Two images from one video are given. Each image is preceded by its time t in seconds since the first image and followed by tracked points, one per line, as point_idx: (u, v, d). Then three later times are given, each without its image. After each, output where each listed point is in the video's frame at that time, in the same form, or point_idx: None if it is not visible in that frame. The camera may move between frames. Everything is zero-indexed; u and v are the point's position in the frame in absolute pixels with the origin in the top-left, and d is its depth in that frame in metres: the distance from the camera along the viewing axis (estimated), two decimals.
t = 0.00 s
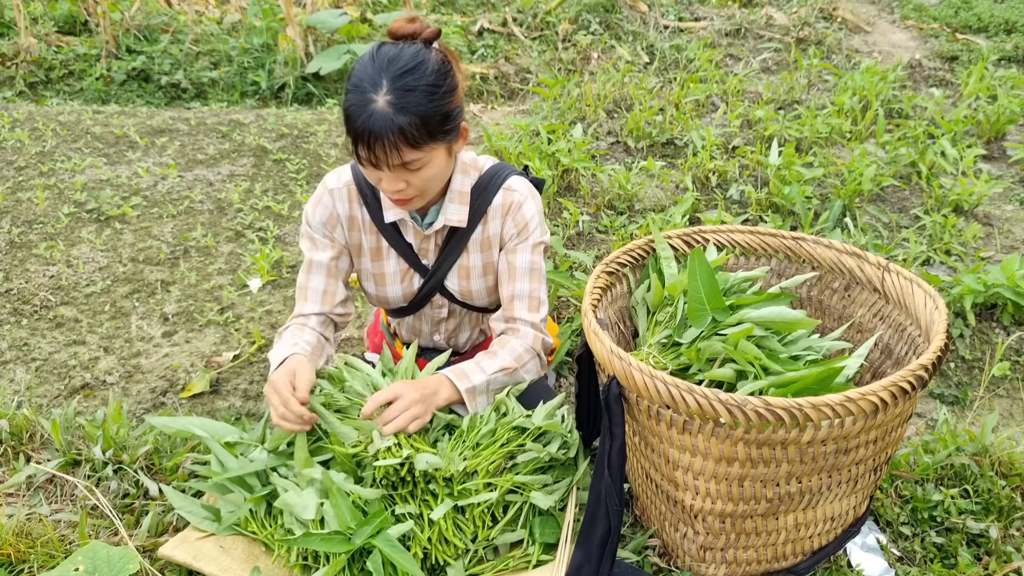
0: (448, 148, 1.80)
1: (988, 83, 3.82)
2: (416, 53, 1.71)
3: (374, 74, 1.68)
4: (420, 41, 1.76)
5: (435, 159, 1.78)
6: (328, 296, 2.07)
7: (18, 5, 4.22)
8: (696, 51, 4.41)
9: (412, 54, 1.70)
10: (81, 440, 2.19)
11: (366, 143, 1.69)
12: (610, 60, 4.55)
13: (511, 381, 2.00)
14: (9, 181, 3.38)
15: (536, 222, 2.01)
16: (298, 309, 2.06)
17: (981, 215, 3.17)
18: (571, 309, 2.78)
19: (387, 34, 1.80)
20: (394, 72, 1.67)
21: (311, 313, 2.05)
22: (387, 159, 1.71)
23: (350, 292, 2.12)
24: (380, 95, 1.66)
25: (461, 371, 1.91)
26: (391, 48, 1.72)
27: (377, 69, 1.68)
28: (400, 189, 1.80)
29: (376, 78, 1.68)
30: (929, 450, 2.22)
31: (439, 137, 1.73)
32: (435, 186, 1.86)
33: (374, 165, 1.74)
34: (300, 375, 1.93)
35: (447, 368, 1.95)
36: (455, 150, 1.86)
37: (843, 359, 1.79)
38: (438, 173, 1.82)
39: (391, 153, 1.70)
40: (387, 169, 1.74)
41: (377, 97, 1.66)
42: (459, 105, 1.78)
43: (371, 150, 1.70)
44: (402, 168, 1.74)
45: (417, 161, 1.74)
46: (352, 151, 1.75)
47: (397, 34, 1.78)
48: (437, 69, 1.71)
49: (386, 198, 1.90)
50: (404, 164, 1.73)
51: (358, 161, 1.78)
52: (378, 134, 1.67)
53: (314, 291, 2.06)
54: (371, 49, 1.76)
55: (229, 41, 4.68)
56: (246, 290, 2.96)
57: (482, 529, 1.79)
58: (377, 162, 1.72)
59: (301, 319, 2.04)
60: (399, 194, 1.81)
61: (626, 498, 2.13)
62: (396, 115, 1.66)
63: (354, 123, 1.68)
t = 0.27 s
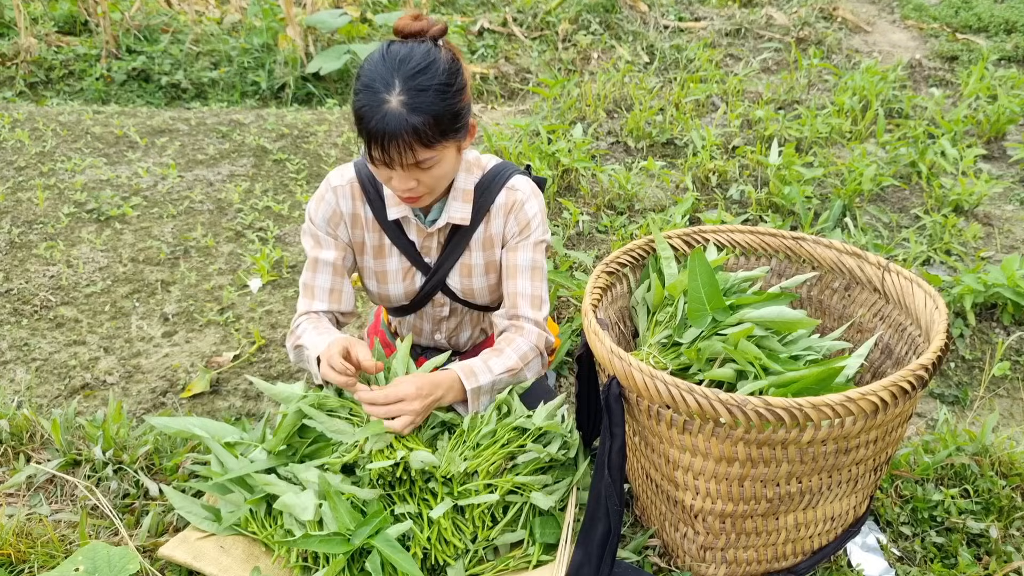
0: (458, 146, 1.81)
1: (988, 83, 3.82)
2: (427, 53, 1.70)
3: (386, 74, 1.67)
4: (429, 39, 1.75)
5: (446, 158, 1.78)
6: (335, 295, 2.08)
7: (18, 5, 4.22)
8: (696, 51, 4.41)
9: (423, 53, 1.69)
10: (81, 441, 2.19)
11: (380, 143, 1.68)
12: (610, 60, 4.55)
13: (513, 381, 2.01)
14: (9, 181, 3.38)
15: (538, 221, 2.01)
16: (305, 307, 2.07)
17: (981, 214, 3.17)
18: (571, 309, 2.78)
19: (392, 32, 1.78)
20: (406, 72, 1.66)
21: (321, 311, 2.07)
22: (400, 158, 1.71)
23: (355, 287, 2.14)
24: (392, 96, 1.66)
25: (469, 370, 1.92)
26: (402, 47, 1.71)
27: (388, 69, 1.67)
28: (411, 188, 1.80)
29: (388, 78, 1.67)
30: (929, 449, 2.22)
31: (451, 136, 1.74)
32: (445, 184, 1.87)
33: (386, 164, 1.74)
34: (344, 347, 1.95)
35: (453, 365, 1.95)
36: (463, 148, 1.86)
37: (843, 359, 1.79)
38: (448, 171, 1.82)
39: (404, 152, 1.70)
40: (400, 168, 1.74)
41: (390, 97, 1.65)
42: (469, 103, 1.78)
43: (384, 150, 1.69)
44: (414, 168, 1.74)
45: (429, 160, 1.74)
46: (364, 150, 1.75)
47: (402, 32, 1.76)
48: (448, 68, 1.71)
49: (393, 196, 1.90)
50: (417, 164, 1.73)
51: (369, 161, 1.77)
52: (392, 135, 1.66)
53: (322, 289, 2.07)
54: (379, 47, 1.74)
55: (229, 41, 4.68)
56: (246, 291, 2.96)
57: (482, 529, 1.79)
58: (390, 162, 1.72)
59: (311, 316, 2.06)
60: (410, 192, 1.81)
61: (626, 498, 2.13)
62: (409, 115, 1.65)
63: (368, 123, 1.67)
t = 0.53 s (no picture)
0: (463, 147, 1.80)
1: (988, 83, 3.82)
2: (432, 54, 1.69)
3: (392, 77, 1.66)
4: (433, 40, 1.73)
5: (451, 158, 1.78)
6: (340, 294, 2.08)
7: (18, 5, 4.22)
8: (696, 51, 4.40)
9: (429, 56, 1.68)
10: (81, 441, 2.19)
11: (387, 147, 1.68)
12: (610, 60, 4.55)
13: (528, 368, 1.96)
14: (9, 181, 3.38)
15: (537, 214, 2.00)
16: (311, 307, 2.06)
17: (981, 214, 3.17)
18: (571, 309, 2.78)
19: (393, 32, 1.77)
20: (413, 75, 1.65)
21: (327, 310, 2.07)
22: (408, 161, 1.71)
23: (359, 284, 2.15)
24: (399, 100, 1.65)
25: (479, 355, 1.88)
26: (407, 49, 1.69)
27: (394, 72, 1.66)
28: (418, 189, 1.80)
29: (394, 82, 1.66)
30: (929, 449, 2.21)
31: (457, 138, 1.73)
32: (450, 182, 1.87)
33: (393, 167, 1.73)
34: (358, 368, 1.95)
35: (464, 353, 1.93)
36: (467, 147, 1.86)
37: (843, 359, 1.79)
38: (453, 171, 1.82)
39: (412, 155, 1.69)
40: (407, 171, 1.74)
41: (397, 101, 1.64)
42: (474, 104, 1.77)
43: (392, 153, 1.69)
44: (421, 170, 1.74)
45: (436, 162, 1.74)
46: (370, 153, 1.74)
47: (404, 32, 1.75)
48: (453, 70, 1.70)
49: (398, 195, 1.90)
50: (424, 166, 1.73)
51: (375, 163, 1.77)
52: (400, 139, 1.66)
53: (328, 289, 2.07)
54: (383, 49, 1.73)
55: (229, 41, 4.68)
56: (246, 291, 2.96)
57: (482, 529, 1.79)
58: (398, 165, 1.72)
59: (318, 317, 2.05)
60: (416, 193, 1.81)
61: (626, 498, 2.13)
62: (417, 119, 1.65)
63: (375, 127, 1.66)
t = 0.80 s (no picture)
0: (466, 148, 1.80)
1: (988, 83, 3.82)
2: (435, 58, 1.68)
3: (395, 82, 1.65)
4: (435, 43, 1.73)
5: (455, 160, 1.79)
6: (343, 292, 2.07)
7: (17, 5, 4.22)
8: (696, 51, 4.40)
9: (432, 60, 1.67)
10: (81, 441, 2.19)
11: (393, 151, 1.68)
12: (610, 60, 4.55)
13: (524, 350, 1.88)
14: (9, 181, 3.38)
15: (532, 204, 1.97)
16: (315, 308, 2.04)
17: (981, 214, 3.17)
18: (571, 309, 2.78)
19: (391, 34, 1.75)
20: (417, 80, 1.65)
21: (331, 310, 2.05)
22: (413, 165, 1.71)
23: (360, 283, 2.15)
24: (404, 104, 1.64)
25: (467, 337, 1.84)
26: (409, 53, 1.68)
27: (398, 77, 1.65)
28: (421, 191, 1.80)
29: (398, 86, 1.65)
30: (929, 449, 2.22)
31: (461, 140, 1.73)
32: (451, 182, 1.87)
33: (398, 171, 1.73)
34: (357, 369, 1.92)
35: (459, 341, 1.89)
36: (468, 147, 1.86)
37: (843, 359, 1.79)
38: (455, 172, 1.82)
39: (417, 160, 1.69)
40: (412, 174, 1.73)
41: (402, 106, 1.64)
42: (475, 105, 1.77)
43: (397, 157, 1.69)
44: (426, 173, 1.74)
45: (440, 165, 1.74)
46: (374, 157, 1.74)
47: (403, 34, 1.73)
48: (456, 73, 1.70)
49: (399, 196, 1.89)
50: (428, 169, 1.73)
51: (379, 167, 1.76)
52: (406, 144, 1.66)
53: (331, 288, 2.05)
54: (384, 53, 1.72)
55: (229, 41, 4.68)
56: (246, 291, 2.96)
57: (482, 528, 1.79)
58: (403, 169, 1.72)
59: (323, 318, 2.03)
60: (420, 195, 1.81)
61: (626, 498, 2.13)
62: (423, 123, 1.64)
63: (380, 133, 1.66)
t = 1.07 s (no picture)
0: (466, 152, 1.80)
1: (988, 83, 3.82)
2: (436, 61, 1.68)
3: (395, 85, 1.65)
4: (435, 46, 1.72)
5: (455, 163, 1.78)
6: (339, 295, 2.07)
7: (18, 5, 4.22)
8: (696, 51, 4.40)
9: (432, 63, 1.67)
10: (81, 440, 2.19)
11: (392, 155, 1.68)
12: (610, 60, 4.55)
13: (538, 359, 1.90)
14: (9, 181, 3.38)
15: (534, 208, 1.97)
16: (311, 309, 2.05)
17: (981, 214, 3.17)
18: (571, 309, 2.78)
19: (392, 37, 1.76)
20: (417, 83, 1.65)
21: (326, 312, 2.06)
22: (412, 168, 1.71)
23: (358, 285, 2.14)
24: (404, 108, 1.64)
25: (482, 351, 1.85)
26: (409, 56, 1.68)
27: (398, 80, 1.65)
28: (420, 194, 1.80)
29: (398, 90, 1.65)
30: (929, 449, 2.22)
31: (461, 144, 1.73)
32: (452, 185, 1.87)
33: (397, 174, 1.73)
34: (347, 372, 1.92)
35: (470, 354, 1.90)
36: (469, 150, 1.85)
37: (843, 359, 1.79)
38: (455, 175, 1.82)
39: (416, 163, 1.69)
40: (411, 177, 1.73)
41: (402, 110, 1.64)
42: (475, 109, 1.77)
43: (397, 161, 1.69)
44: (425, 176, 1.74)
45: (440, 168, 1.74)
46: (373, 160, 1.74)
47: (404, 36, 1.74)
48: (456, 77, 1.69)
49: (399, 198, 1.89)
50: (428, 173, 1.73)
51: (378, 170, 1.76)
52: (405, 147, 1.66)
53: (326, 290, 2.06)
54: (385, 55, 1.72)
55: (229, 41, 4.68)
56: (246, 290, 2.96)
57: (482, 528, 1.79)
58: (402, 172, 1.72)
59: (318, 319, 2.04)
60: (420, 198, 1.81)
61: (626, 498, 2.13)
62: (422, 127, 1.64)
63: (380, 136, 1.66)
